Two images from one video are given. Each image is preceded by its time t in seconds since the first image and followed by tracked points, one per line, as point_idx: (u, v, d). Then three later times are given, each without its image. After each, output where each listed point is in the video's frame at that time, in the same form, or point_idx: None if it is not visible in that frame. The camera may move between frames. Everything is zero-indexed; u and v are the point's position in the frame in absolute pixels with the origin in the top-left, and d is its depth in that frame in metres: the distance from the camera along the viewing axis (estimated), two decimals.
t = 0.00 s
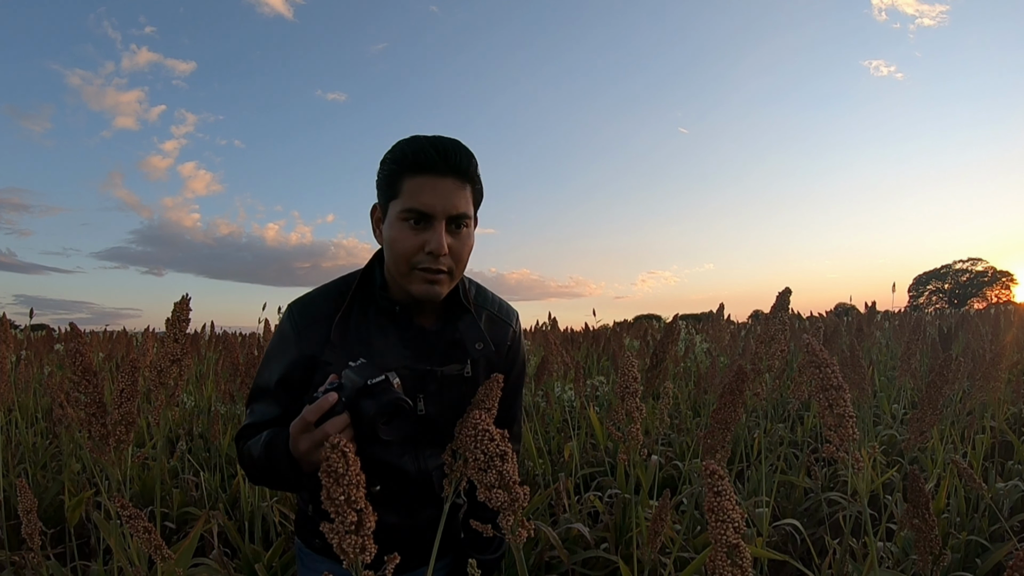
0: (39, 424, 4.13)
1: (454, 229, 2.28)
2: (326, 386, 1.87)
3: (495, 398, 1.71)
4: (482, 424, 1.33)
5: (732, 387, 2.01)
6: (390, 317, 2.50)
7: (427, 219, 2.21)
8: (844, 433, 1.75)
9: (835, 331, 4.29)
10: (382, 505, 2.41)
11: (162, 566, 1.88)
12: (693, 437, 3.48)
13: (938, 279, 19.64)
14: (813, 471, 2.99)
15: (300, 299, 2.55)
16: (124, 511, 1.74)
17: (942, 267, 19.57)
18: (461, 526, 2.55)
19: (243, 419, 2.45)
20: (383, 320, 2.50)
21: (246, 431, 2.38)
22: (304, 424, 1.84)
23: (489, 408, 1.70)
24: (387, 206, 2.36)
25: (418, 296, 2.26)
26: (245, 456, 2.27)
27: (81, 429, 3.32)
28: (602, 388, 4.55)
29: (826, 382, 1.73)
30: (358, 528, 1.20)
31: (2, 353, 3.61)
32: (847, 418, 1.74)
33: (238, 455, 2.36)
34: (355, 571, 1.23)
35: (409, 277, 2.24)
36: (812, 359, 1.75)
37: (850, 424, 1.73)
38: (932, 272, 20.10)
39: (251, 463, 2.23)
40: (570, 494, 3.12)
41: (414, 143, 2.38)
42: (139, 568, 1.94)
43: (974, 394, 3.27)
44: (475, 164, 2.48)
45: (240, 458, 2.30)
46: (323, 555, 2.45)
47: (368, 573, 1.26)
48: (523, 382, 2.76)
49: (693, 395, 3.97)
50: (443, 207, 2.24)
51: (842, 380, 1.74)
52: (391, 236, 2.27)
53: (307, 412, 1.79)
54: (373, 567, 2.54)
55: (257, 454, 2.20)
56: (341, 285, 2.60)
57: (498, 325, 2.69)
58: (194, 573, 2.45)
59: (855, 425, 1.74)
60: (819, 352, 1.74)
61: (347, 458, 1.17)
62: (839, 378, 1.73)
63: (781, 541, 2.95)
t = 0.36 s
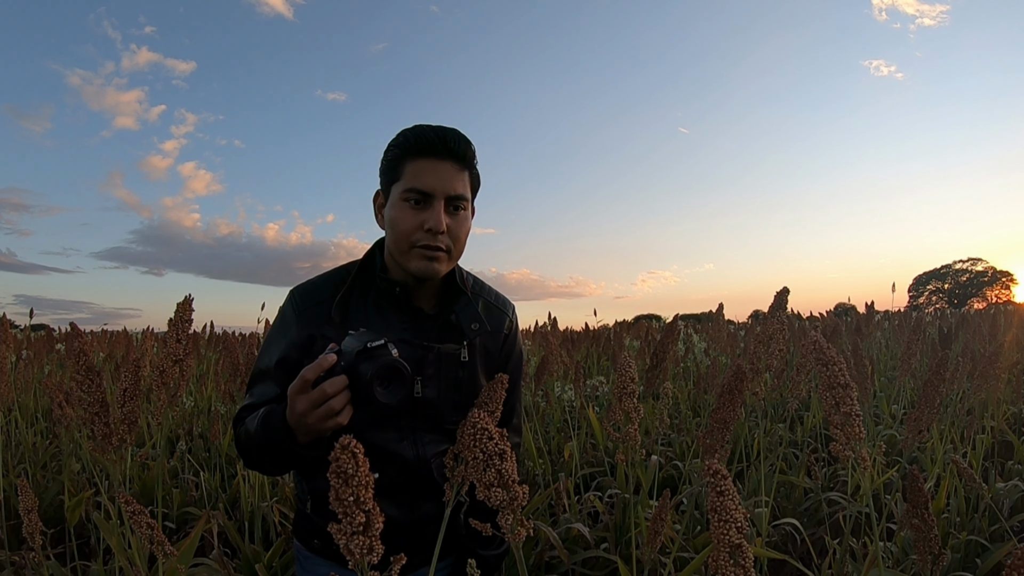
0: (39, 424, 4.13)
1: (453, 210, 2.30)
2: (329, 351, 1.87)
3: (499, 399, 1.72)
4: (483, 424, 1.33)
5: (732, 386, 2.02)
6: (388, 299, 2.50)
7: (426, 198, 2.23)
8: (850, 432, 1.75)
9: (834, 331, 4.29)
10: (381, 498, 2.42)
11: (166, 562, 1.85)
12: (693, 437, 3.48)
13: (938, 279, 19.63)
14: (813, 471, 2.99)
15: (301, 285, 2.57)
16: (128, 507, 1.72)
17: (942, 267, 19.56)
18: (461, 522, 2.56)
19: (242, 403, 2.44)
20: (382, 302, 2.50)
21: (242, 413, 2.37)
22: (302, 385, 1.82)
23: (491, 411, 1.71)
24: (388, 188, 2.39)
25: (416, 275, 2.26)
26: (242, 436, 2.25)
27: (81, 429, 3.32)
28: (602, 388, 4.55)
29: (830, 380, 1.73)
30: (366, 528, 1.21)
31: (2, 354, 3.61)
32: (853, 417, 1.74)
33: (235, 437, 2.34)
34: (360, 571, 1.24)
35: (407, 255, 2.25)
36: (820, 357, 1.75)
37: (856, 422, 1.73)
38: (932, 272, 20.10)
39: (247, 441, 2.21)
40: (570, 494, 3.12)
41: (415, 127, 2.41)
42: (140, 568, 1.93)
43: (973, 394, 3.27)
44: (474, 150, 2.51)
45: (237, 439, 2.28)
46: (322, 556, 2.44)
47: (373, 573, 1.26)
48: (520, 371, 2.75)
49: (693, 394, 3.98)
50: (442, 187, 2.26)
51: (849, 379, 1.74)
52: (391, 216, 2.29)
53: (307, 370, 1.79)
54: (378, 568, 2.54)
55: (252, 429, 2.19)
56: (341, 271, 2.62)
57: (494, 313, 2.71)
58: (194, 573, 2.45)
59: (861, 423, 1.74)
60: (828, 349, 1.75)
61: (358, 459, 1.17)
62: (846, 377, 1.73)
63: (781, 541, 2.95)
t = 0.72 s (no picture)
0: (39, 424, 4.13)
1: (452, 222, 2.29)
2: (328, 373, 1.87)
3: (504, 403, 1.72)
4: (483, 425, 1.33)
5: (732, 386, 2.02)
6: (385, 309, 2.50)
7: (425, 211, 2.23)
8: (845, 433, 1.75)
9: (835, 331, 4.29)
10: (379, 504, 2.41)
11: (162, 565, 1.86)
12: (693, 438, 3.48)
13: (938, 279, 19.62)
14: (813, 471, 2.99)
15: (293, 295, 2.53)
16: (125, 510, 1.73)
17: (942, 267, 19.56)
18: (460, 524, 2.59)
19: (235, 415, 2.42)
20: (378, 312, 2.50)
21: (237, 426, 2.35)
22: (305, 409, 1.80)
23: (495, 412, 1.72)
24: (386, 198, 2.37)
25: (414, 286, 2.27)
26: (239, 450, 2.24)
27: (81, 429, 3.32)
28: (602, 388, 4.55)
29: (826, 381, 1.73)
30: (363, 529, 1.21)
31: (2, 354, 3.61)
32: (849, 417, 1.74)
33: (230, 451, 2.32)
34: (359, 571, 1.23)
35: (406, 267, 2.25)
36: (815, 358, 1.75)
37: (852, 424, 1.72)
38: (932, 272, 20.10)
39: (245, 456, 2.21)
40: (570, 494, 3.12)
41: (414, 136, 2.39)
42: (140, 568, 1.94)
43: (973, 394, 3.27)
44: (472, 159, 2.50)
45: (233, 453, 2.27)
46: (318, 558, 2.44)
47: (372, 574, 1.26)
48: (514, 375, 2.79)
49: (693, 395, 3.97)
50: (442, 200, 2.25)
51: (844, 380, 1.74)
52: (390, 227, 2.28)
53: (312, 395, 1.78)
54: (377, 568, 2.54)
55: (252, 445, 2.18)
56: (335, 280, 2.59)
57: (488, 318, 2.72)
58: (194, 573, 2.45)
59: (857, 424, 1.74)
60: (822, 350, 1.75)
61: (354, 460, 1.17)
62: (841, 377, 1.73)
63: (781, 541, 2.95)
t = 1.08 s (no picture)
0: (39, 424, 4.13)
1: (439, 229, 2.29)
2: (314, 388, 1.87)
3: (494, 398, 1.71)
4: (482, 424, 1.33)
5: (732, 387, 2.01)
6: (374, 317, 2.50)
7: (411, 219, 2.22)
8: (842, 434, 1.75)
9: (834, 331, 4.29)
10: (372, 507, 2.41)
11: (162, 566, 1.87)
12: (693, 438, 3.48)
13: (938, 279, 19.62)
14: (813, 471, 2.99)
15: (283, 303, 2.53)
16: (122, 515, 1.78)
17: (942, 267, 19.56)
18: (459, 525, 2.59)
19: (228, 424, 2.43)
20: (368, 320, 2.50)
21: (230, 436, 2.36)
22: (291, 426, 1.80)
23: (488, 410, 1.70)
24: (372, 205, 2.37)
25: (403, 295, 2.27)
26: (231, 460, 2.25)
27: (81, 428, 3.32)
28: (602, 388, 4.55)
29: (821, 383, 1.74)
30: (359, 528, 1.20)
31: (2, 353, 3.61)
32: (844, 419, 1.74)
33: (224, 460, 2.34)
34: (356, 572, 1.23)
35: (394, 276, 2.25)
36: (809, 361, 1.75)
37: (847, 425, 1.73)
38: (932, 272, 20.10)
39: (237, 467, 2.22)
40: (570, 494, 3.12)
41: (399, 143, 2.38)
42: (139, 568, 1.93)
43: (973, 394, 3.27)
44: (458, 163, 2.49)
45: (226, 462, 2.28)
46: (313, 558, 2.45)
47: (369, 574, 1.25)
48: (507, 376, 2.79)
49: (693, 395, 3.97)
50: (427, 207, 2.25)
51: (840, 381, 1.74)
52: (376, 236, 2.28)
53: (298, 412, 1.77)
54: (374, 567, 2.55)
55: (244, 457, 2.19)
56: (324, 288, 2.59)
57: (479, 321, 2.72)
58: (194, 573, 2.45)
59: (852, 425, 1.74)
60: (816, 353, 1.75)
61: (349, 458, 1.17)
62: (836, 379, 1.73)
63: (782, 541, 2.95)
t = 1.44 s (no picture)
0: (39, 424, 4.13)
1: (437, 233, 2.28)
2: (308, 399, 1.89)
3: (499, 400, 1.71)
4: (484, 425, 1.33)
5: (732, 386, 2.03)
6: (376, 323, 2.49)
7: (408, 224, 2.22)
8: (847, 433, 1.75)
9: (834, 331, 4.29)
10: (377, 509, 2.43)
11: (166, 562, 1.86)
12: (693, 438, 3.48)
13: (938, 279, 19.62)
14: (813, 471, 2.99)
15: (287, 309, 2.55)
16: (125, 508, 1.73)
17: (942, 267, 19.56)
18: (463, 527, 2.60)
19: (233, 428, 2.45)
20: (370, 326, 2.49)
21: (234, 439, 2.38)
22: (285, 437, 1.82)
23: (493, 411, 1.70)
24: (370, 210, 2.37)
25: (403, 300, 2.28)
26: (234, 465, 2.27)
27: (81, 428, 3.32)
28: (601, 388, 4.55)
29: (828, 380, 1.74)
30: (364, 528, 1.20)
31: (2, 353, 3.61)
32: (849, 417, 1.74)
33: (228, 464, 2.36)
34: (360, 571, 1.23)
35: (393, 282, 2.26)
36: (815, 358, 1.77)
37: (853, 423, 1.73)
38: (932, 272, 20.10)
39: (239, 472, 2.24)
40: (570, 494, 3.12)
41: (395, 146, 2.36)
42: (140, 568, 1.93)
43: (974, 393, 3.27)
44: (457, 163, 2.47)
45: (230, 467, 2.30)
46: (320, 556, 2.45)
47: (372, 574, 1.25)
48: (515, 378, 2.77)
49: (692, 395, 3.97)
50: (424, 212, 2.24)
51: (846, 379, 1.75)
52: (375, 241, 2.29)
53: (290, 423, 1.80)
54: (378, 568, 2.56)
55: (245, 462, 2.20)
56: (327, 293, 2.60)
57: (486, 325, 2.69)
58: (193, 573, 2.45)
59: (857, 424, 1.74)
60: (822, 350, 1.77)
61: (356, 460, 1.17)
62: (843, 377, 1.74)
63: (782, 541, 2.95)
